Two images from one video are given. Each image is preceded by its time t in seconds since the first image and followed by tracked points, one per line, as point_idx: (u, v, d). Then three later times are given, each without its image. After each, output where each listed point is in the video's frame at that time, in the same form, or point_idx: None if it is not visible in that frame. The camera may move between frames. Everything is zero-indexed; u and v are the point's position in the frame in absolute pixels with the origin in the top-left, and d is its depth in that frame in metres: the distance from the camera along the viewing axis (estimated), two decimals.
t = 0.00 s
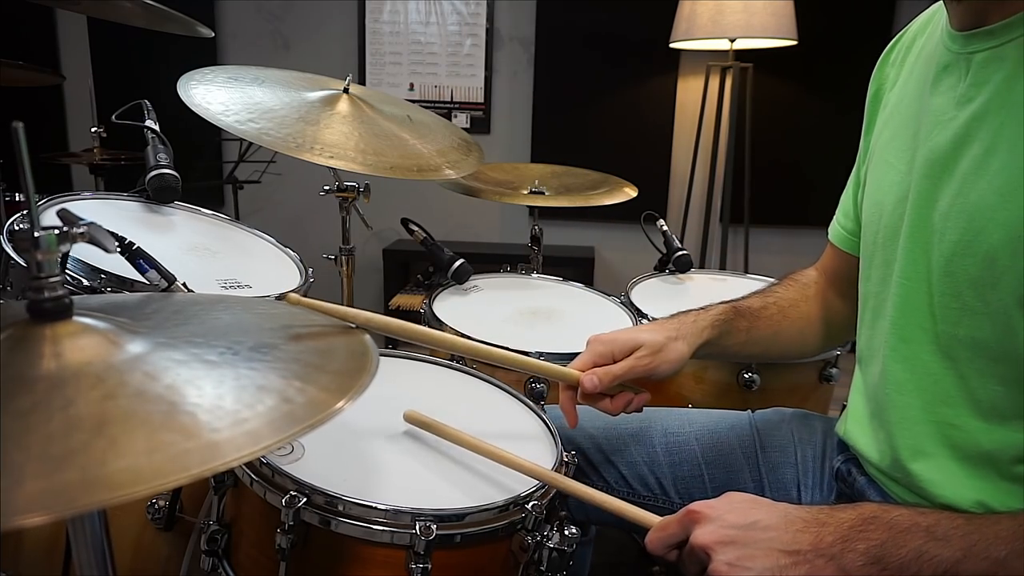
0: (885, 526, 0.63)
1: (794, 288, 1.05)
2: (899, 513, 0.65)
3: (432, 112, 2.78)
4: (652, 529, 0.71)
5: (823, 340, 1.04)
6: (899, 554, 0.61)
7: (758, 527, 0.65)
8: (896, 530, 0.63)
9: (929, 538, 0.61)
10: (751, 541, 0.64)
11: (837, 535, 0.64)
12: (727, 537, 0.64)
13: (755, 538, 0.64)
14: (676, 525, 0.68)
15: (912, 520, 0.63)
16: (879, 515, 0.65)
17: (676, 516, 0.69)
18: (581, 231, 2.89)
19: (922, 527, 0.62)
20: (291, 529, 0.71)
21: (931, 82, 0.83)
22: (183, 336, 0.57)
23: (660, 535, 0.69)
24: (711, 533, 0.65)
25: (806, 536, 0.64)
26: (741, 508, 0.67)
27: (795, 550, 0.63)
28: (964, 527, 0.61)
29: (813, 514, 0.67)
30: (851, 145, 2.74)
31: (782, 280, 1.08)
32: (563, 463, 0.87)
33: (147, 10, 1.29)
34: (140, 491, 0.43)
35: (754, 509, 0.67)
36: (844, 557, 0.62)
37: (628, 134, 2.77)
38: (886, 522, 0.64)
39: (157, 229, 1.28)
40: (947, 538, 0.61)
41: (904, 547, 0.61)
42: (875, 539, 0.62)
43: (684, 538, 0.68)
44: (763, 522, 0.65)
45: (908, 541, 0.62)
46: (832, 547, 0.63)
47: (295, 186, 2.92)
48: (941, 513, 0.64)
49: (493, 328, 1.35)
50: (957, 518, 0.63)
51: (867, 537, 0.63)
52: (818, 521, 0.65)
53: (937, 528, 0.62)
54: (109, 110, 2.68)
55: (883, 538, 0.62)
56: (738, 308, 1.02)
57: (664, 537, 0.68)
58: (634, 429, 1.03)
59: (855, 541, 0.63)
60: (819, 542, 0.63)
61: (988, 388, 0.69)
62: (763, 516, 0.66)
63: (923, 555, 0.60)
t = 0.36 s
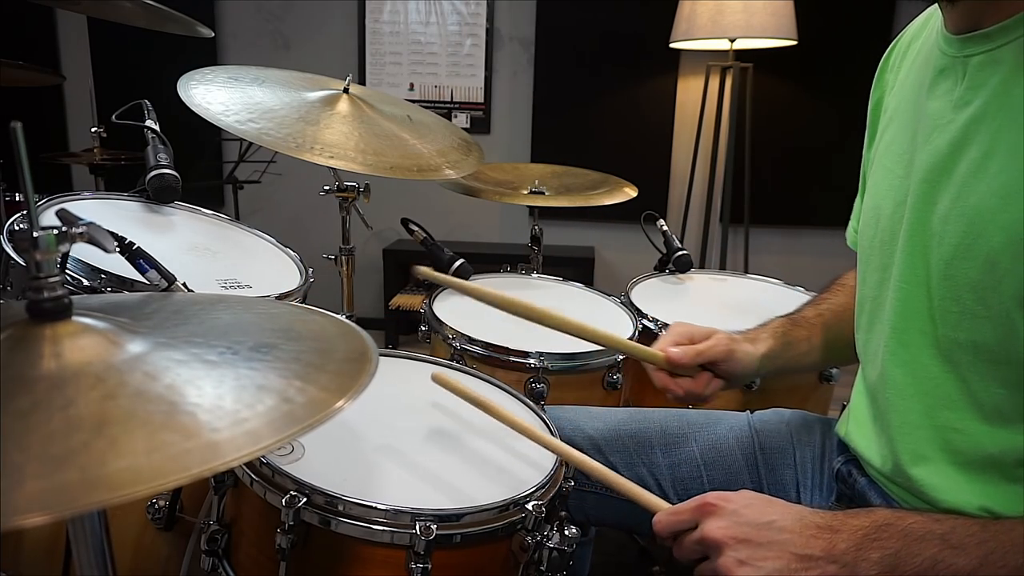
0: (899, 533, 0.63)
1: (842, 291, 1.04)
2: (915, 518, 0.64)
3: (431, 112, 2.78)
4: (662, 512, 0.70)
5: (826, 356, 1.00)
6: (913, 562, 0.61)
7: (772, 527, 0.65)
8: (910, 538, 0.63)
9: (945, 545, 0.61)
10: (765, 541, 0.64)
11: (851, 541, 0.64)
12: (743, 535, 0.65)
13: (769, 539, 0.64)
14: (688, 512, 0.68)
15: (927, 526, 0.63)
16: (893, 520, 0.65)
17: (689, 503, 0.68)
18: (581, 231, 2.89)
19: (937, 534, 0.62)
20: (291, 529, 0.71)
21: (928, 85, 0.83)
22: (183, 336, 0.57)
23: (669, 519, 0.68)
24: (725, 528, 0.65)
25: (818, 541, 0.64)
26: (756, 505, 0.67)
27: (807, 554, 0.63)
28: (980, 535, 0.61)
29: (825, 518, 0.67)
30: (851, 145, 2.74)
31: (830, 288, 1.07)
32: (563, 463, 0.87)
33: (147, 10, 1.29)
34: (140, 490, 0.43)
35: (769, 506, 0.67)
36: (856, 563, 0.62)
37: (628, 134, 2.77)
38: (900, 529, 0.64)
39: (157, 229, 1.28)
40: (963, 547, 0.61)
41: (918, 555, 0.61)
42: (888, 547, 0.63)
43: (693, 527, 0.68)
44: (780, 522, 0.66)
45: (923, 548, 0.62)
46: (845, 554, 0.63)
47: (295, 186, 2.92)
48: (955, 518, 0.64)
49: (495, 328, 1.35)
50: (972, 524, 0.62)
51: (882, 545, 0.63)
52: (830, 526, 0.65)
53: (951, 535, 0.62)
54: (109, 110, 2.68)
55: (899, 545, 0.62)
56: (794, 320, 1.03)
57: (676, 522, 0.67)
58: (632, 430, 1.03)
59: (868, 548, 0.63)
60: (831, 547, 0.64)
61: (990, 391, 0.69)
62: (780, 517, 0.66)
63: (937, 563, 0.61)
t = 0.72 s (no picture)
0: (912, 532, 0.63)
1: (810, 276, 1.04)
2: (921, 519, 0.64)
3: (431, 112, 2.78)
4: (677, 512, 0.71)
5: (823, 335, 1.03)
6: (924, 564, 0.61)
7: (778, 528, 0.65)
8: (921, 540, 0.62)
9: (957, 549, 0.61)
10: (769, 541, 0.64)
11: (860, 542, 0.63)
12: (747, 537, 0.65)
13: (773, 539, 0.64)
14: (700, 512, 0.68)
15: (938, 527, 0.63)
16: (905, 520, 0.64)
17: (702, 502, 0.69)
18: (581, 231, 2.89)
19: (950, 537, 0.61)
20: (291, 529, 0.71)
21: (933, 81, 0.83)
22: (181, 335, 0.57)
23: (685, 518, 0.69)
24: (733, 531, 0.65)
25: (827, 541, 0.63)
26: (765, 505, 0.67)
27: (814, 555, 0.63)
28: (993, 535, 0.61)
29: (833, 516, 0.66)
30: (851, 145, 2.74)
31: (793, 271, 1.07)
32: (563, 462, 0.87)
33: (147, 10, 1.29)
34: (144, 487, 0.43)
35: (777, 506, 0.67)
36: (868, 564, 0.62)
37: (628, 134, 2.77)
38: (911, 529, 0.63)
39: (157, 229, 1.28)
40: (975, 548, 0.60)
41: (928, 558, 0.61)
42: (900, 549, 0.62)
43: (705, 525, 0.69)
44: (787, 523, 0.65)
45: (934, 551, 0.61)
46: (854, 554, 0.63)
47: (295, 186, 2.92)
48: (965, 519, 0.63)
49: (494, 328, 1.35)
50: (987, 526, 0.62)
51: (894, 546, 0.62)
52: (840, 526, 0.65)
53: (964, 537, 0.61)
54: (109, 110, 2.68)
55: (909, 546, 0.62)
56: (760, 288, 1.03)
57: (690, 520, 0.68)
58: (633, 427, 1.03)
59: (879, 549, 0.63)
60: (841, 548, 0.63)
61: (993, 393, 0.69)
62: (786, 516, 0.66)
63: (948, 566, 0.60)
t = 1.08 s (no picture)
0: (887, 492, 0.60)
1: (804, 272, 1.04)
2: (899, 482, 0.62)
3: (432, 112, 2.78)
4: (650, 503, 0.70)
5: (817, 329, 1.03)
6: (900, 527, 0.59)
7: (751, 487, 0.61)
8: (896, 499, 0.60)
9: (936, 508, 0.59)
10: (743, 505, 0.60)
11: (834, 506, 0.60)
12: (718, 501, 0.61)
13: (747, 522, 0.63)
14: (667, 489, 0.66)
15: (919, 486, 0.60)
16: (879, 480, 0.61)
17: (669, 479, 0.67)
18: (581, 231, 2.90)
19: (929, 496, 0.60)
20: (291, 529, 0.71)
21: (922, 84, 0.83)
22: (181, 335, 0.57)
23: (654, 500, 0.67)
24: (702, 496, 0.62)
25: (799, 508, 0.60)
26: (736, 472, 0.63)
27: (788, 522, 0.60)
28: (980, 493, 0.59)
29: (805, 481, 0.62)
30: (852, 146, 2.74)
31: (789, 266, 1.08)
32: (564, 463, 0.87)
33: (146, 10, 1.29)
34: (144, 487, 0.43)
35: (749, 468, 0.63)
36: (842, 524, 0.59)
37: (628, 134, 2.77)
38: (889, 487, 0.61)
39: (157, 229, 1.28)
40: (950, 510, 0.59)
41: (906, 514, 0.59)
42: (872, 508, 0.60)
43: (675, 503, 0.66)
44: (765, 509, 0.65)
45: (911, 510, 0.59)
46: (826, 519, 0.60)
47: (295, 186, 2.92)
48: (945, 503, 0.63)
49: (495, 328, 1.35)
50: (971, 478, 0.60)
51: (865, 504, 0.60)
52: (827, 466, 0.62)
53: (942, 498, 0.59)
54: (109, 110, 2.68)
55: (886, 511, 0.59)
56: (763, 288, 1.02)
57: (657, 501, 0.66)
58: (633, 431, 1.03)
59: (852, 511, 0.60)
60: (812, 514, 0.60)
61: (988, 394, 0.69)
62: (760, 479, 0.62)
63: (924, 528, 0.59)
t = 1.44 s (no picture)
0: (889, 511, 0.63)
1: (799, 279, 1.04)
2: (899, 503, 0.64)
3: (432, 112, 2.78)
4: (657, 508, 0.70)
5: (815, 335, 1.03)
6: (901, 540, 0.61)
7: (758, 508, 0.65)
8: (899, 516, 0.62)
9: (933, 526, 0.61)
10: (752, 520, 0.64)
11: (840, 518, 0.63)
12: (729, 514, 0.64)
13: (757, 517, 0.64)
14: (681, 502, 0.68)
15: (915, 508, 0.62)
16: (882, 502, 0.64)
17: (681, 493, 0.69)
18: (581, 231, 2.90)
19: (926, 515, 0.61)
20: (291, 529, 0.71)
21: (918, 85, 0.83)
22: (182, 335, 0.57)
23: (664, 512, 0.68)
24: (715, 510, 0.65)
25: (808, 520, 0.64)
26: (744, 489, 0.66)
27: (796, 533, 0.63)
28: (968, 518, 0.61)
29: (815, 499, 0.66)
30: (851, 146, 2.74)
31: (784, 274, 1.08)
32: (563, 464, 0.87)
33: (147, 10, 1.29)
34: (145, 486, 0.43)
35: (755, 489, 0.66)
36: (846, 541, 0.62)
37: (628, 134, 2.77)
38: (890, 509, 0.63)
39: (157, 229, 1.28)
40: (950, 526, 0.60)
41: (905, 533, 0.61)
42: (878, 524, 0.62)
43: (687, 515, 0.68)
44: (768, 501, 0.65)
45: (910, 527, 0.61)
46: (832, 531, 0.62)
47: (295, 187, 2.92)
48: (944, 500, 0.63)
49: (495, 328, 1.35)
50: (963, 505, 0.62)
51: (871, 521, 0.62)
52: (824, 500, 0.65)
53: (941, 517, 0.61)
54: (109, 110, 2.68)
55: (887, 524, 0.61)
56: (750, 297, 1.04)
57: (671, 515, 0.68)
58: (632, 431, 1.03)
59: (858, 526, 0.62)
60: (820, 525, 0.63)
61: (985, 393, 0.69)
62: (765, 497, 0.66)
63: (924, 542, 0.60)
